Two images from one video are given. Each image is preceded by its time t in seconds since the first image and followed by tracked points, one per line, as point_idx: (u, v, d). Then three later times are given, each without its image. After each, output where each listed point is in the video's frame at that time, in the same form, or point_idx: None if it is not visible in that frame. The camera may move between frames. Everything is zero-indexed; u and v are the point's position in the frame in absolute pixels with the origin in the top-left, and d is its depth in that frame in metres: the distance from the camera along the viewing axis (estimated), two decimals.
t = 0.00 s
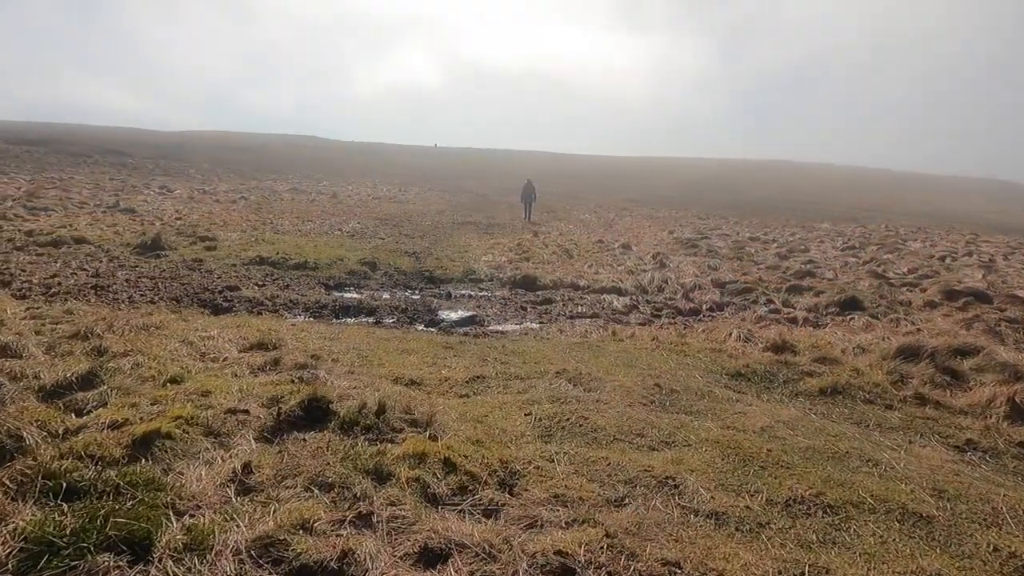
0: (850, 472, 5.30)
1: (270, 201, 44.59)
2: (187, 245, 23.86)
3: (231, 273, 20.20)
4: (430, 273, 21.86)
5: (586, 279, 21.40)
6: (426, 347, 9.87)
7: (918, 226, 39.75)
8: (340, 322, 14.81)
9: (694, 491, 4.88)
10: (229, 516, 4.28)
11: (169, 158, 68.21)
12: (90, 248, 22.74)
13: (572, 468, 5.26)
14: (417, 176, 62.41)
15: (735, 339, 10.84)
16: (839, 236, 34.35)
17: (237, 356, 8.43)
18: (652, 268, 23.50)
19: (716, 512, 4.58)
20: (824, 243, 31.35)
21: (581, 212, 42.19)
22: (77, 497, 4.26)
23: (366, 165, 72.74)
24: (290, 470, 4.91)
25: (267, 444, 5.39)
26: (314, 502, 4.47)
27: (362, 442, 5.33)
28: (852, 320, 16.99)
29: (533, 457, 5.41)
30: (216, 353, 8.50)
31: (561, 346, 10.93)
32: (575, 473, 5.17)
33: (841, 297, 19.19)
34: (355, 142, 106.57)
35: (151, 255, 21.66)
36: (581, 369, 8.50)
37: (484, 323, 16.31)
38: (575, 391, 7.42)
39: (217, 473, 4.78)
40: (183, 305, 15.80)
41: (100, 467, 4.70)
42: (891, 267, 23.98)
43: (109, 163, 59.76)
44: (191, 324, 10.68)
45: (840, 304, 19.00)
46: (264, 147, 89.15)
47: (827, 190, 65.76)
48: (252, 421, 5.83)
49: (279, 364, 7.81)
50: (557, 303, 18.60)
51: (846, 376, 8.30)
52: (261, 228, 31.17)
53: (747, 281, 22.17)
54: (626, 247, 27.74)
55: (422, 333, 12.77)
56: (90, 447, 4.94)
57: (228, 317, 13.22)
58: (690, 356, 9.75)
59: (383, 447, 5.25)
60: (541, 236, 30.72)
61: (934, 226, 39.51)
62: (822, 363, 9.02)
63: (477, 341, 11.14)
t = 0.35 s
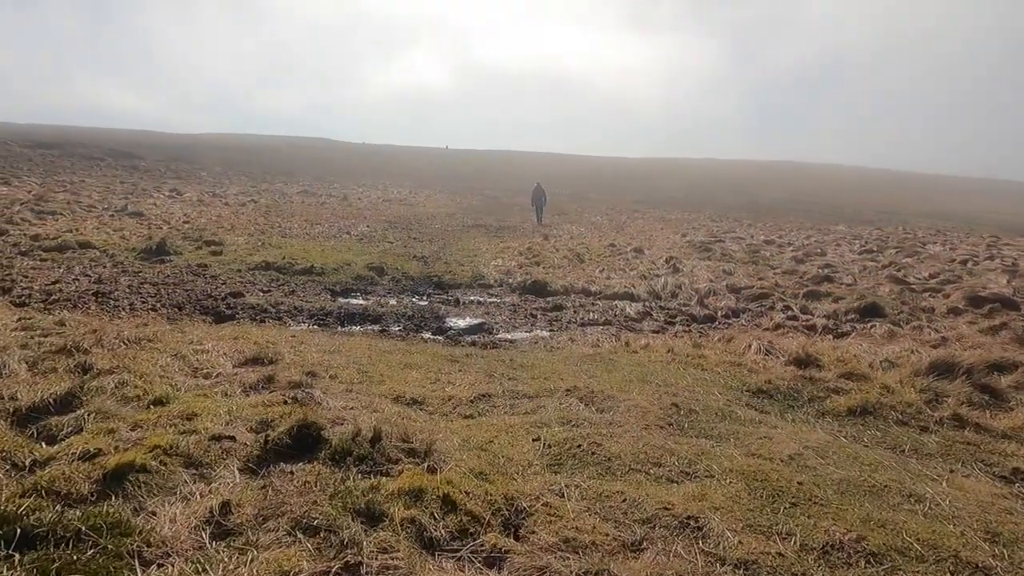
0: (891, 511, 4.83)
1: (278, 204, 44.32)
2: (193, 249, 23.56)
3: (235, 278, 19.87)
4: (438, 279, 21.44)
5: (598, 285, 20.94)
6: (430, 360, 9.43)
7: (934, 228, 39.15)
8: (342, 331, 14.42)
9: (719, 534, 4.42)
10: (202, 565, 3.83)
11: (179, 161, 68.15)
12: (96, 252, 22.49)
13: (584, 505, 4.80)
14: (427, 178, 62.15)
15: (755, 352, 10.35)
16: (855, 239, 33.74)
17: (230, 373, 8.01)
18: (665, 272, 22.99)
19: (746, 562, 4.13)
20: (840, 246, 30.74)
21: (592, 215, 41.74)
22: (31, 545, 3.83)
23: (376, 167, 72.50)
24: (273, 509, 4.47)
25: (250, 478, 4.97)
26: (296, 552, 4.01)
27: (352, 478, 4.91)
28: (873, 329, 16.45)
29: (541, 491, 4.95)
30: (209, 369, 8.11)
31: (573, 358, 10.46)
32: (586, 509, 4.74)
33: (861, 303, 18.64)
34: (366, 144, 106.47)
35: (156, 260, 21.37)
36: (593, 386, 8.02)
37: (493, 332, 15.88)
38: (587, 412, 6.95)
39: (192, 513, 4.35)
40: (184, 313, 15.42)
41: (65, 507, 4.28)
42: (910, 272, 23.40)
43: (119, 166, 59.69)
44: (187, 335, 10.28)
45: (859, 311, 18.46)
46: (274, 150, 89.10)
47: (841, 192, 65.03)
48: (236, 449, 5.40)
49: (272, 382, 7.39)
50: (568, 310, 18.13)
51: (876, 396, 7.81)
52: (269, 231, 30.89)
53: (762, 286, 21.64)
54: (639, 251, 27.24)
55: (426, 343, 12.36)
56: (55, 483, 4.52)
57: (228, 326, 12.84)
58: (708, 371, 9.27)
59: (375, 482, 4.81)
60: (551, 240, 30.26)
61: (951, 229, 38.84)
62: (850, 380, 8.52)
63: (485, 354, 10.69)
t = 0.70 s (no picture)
0: (950, 551, 4.32)
1: (285, 206, 43.90)
2: (197, 252, 23.11)
3: (237, 281, 19.39)
4: (446, 282, 20.93)
5: (609, 288, 20.38)
6: (435, 369, 8.91)
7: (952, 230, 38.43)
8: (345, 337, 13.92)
9: None
10: None
11: (187, 163, 67.92)
12: (97, 255, 22.05)
13: (604, 540, 4.32)
14: (435, 180, 61.69)
15: (779, 360, 9.77)
16: (871, 241, 33.09)
17: (220, 384, 7.51)
18: (679, 275, 22.41)
19: None
20: (857, 248, 30.08)
21: (603, 217, 41.16)
22: None
23: (385, 169, 72.13)
24: (252, 549, 4.01)
25: (231, 508, 4.50)
26: None
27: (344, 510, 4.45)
28: (897, 334, 15.85)
29: (556, 524, 4.47)
30: (198, 380, 7.62)
31: (586, 367, 9.91)
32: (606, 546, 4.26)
33: (882, 307, 18.02)
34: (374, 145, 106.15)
35: (158, 262, 20.92)
36: (609, 400, 7.48)
37: (502, 337, 15.35)
38: (603, 429, 6.42)
39: (160, 553, 3.89)
40: (184, 318, 14.94)
41: (18, 548, 3.81)
42: (931, 275, 22.75)
43: (128, 168, 59.46)
44: (180, 342, 9.78)
45: (881, 315, 17.85)
46: (283, 151, 88.88)
47: (853, 192, 64.29)
48: (217, 473, 4.93)
49: (264, 396, 6.90)
50: (579, 314, 17.58)
51: (915, 410, 7.25)
52: (274, 233, 30.42)
53: (779, 289, 21.05)
54: (651, 253, 26.66)
55: (432, 350, 11.85)
56: (9, 516, 4.05)
57: (225, 332, 12.34)
58: (731, 382, 8.72)
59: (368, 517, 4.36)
60: (561, 241, 29.71)
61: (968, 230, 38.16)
62: (884, 393, 7.96)
63: (493, 362, 10.16)
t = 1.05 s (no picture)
0: None
1: (294, 205, 43.36)
2: (200, 253, 22.62)
3: (240, 283, 18.86)
4: (454, 284, 20.32)
5: (623, 290, 19.74)
6: (441, 384, 8.31)
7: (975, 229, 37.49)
8: (348, 344, 13.35)
9: None
10: None
11: (197, 161, 67.56)
12: (99, 255, 21.59)
13: None
14: (446, 179, 61.07)
15: (809, 372, 9.13)
16: (891, 240, 32.23)
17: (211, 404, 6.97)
18: (694, 277, 21.72)
19: None
20: (877, 248, 29.26)
21: (615, 216, 40.45)
22: None
23: (395, 167, 71.57)
24: None
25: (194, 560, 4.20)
26: None
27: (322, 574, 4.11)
28: (925, 342, 15.14)
29: None
30: (180, 399, 7.04)
31: (601, 380, 9.30)
32: None
33: (908, 311, 17.32)
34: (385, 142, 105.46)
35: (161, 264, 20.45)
36: (627, 420, 6.89)
37: (511, 344, 14.75)
38: (622, 458, 5.84)
39: None
40: (181, 324, 14.43)
41: None
42: (956, 276, 21.98)
43: (137, 167, 59.10)
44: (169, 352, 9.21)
45: (907, 319, 17.14)
46: (294, 150, 88.43)
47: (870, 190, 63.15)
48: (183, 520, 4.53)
49: (250, 417, 6.32)
50: (592, 318, 16.96)
51: (964, 435, 6.64)
52: (281, 233, 29.90)
53: (798, 292, 20.35)
54: (665, 253, 25.95)
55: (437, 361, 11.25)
56: None
57: (223, 341, 11.80)
58: (758, 398, 8.10)
59: None
60: (573, 241, 29.03)
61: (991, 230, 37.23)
62: (927, 413, 7.35)
63: (503, 374, 9.54)
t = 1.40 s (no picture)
0: None
1: (298, 197, 42.76)
2: (198, 245, 22.06)
3: (239, 278, 18.32)
4: (459, 278, 19.72)
5: (633, 285, 19.08)
6: (438, 388, 7.75)
7: (993, 221, 36.61)
8: (347, 342, 12.76)
9: None
10: None
11: (202, 153, 67.06)
12: (95, 248, 21.05)
13: None
14: (452, 171, 60.40)
15: (836, 375, 8.52)
16: (907, 233, 31.44)
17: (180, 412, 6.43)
18: (706, 271, 21.07)
19: None
20: (893, 241, 28.49)
21: (624, 208, 39.73)
22: None
23: (401, 159, 70.93)
24: None
25: None
26: None
27: None
28: (951, 339, 14.46)
29: None
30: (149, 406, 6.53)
31: (610, 383, 8.72)
32: None
33: (930, 306, 16.65)
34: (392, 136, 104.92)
35: (158, 258, 19.92)
36: (640, 431, 6.33)
37: (517, 341, 14.16)
38: (638, 478, 5.35)
39: None
40: (174, 320, 13.88)
41: None
42: (978, 270, 21.25)
43: (142, 159, 58.64)
44: (149, 354, 8.63)
45: (929, 315, 16.47)
46: (300, 142, 87.80)
47: (882, 182, 62.12)
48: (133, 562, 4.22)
49: (222, 433, 5.87)
50: (601, 314, 16.37)
51: (1014, 449, 6.06)
52: (283, 225, 29.31)
53: (815, 286, 19.68)
54: (676, 246, 25.28)
55: (438, 361, 10.66)
56: None
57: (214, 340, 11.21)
58: (781, 404, 7.51)
59: None
60: (581, 234, 28.37)
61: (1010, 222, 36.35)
62: (970, 424, 6.75)
63: (505, 375, 8.96)
